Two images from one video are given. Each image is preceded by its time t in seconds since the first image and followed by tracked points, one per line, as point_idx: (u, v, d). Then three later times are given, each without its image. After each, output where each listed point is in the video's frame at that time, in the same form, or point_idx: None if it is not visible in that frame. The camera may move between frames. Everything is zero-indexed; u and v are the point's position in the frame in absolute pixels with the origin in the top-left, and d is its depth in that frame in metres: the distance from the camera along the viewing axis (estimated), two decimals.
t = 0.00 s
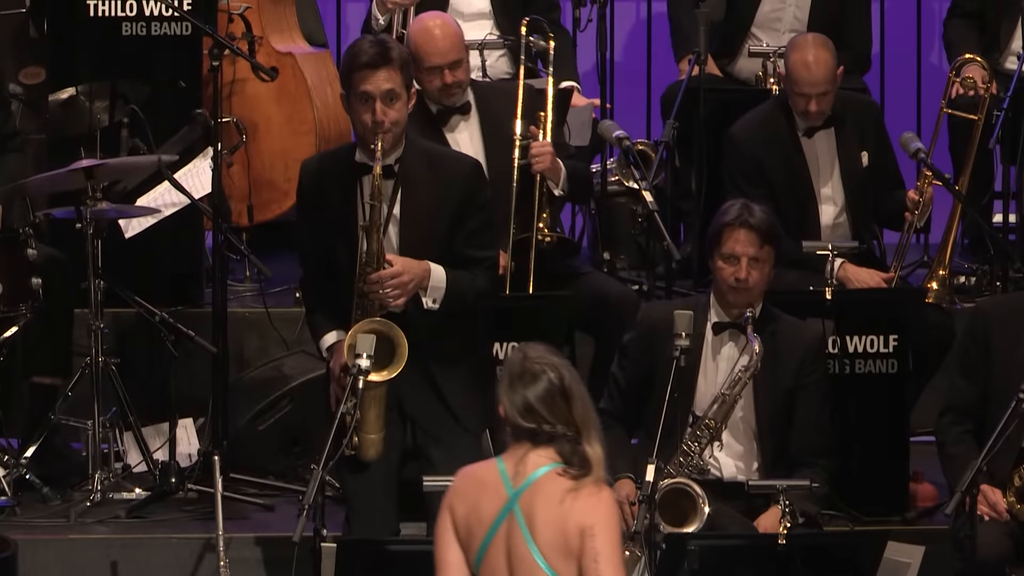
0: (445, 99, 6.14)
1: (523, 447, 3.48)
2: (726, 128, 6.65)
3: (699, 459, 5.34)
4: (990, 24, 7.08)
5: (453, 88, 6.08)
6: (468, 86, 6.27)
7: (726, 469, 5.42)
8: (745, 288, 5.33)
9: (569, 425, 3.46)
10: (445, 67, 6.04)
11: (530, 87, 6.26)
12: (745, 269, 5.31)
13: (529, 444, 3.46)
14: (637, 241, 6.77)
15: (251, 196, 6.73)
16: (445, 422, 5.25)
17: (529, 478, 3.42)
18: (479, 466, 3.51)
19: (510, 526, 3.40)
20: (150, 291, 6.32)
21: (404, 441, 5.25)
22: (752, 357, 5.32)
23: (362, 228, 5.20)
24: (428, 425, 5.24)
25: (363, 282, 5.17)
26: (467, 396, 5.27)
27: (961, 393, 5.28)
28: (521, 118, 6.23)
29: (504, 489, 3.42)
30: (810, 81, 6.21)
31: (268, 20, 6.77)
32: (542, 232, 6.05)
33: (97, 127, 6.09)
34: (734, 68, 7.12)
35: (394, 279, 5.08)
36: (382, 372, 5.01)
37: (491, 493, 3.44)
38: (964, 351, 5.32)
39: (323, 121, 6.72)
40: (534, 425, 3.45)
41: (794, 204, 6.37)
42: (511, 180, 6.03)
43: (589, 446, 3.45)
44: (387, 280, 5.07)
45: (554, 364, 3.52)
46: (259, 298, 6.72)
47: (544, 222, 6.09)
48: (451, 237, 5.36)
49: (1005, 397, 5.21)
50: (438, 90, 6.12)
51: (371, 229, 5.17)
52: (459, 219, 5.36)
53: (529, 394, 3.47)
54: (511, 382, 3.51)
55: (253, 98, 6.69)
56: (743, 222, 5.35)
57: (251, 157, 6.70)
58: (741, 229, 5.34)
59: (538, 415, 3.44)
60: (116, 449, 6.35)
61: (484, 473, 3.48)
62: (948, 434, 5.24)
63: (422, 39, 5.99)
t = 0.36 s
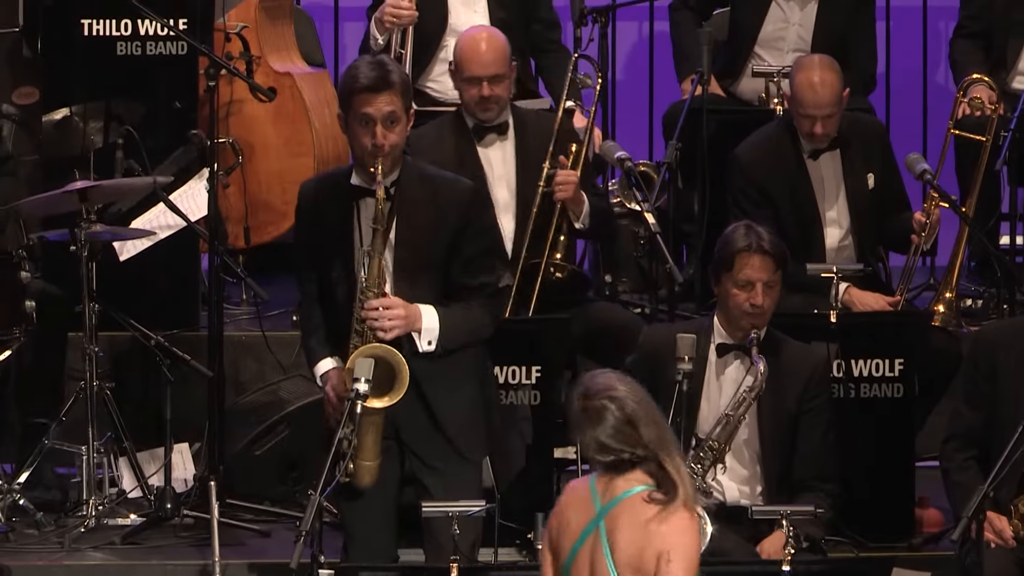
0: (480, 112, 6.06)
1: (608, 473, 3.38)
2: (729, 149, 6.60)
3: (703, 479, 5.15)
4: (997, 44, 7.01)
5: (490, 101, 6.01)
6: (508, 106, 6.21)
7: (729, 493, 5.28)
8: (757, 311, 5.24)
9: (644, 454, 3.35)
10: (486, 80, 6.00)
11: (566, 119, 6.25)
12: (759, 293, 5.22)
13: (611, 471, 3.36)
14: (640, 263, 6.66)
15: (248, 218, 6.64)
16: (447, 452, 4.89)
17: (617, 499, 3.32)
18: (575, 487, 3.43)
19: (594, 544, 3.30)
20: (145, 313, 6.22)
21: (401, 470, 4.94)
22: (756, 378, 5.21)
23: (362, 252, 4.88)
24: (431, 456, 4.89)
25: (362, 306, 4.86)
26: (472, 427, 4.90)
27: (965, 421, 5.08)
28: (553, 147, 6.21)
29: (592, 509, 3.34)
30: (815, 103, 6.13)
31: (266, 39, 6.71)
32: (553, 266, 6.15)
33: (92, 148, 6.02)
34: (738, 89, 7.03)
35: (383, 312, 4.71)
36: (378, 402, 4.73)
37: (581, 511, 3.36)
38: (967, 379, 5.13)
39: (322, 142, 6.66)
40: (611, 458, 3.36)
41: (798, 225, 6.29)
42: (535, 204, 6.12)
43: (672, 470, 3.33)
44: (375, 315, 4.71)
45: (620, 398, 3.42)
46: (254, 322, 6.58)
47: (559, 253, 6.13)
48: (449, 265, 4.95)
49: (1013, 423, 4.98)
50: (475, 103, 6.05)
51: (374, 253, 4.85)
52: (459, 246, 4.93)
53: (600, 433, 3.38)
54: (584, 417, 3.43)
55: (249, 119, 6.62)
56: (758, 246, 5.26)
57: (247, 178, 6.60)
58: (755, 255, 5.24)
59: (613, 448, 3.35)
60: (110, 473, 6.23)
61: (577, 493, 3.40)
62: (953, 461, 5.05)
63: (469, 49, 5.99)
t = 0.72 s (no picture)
0: (496, 111, 6.09)
1: (685, 470, 3.17)
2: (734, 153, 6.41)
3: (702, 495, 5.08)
4: (1008, 46, 6.86)
5: (507, 100, 6.04)
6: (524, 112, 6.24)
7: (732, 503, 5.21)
8: (764, 321, 5.09)
9: (723, 452, 3.11)
10: (506, 78, 6.04)
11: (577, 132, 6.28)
12: (766, 302, 5.07)
13: (688, 469, 3.16)
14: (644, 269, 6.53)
15: (243, 224, 6.54)
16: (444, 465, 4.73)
17: (689, 498, 3.13)
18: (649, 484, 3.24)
19: (666, 543, 3.12)
20: (138, 321, 6.09)
21: (395, 480, 4.79)
22: (762, 387, 5.03)
23: (359, 259, 4.65)
24: (426, 468, 4.71)
25: (353, 313, 4.65)
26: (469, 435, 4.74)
27: (974, 434, 4.88)
28: (564, 157, 6.22)
29: (664, 507, 3.15)
30: (824, 106, 5.99)
31: (261, 41, 6.57)
32: (556, 277, 6.07)
33: (83, 151, 5.90)
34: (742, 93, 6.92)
35: (378, 320, 4.49)
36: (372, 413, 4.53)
37: (652, 509, 3.18)
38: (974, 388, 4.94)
39: (318, 145, 6.51)
40: (693, 454, 3.15)
41: (805, 233, 6.15)
42: (543, 209, 6.06)
43: (745, 473, 3.09)
44: (370, 322, 4.48)
45: (710, 393, 3.20)
46: (250, 329, 6.45)
47: (566, 256, 6.09)
48: (447, 267, 4.74)
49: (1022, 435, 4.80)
50: (493, 101, 6.08)
51: (369, 260, 4.62)
52: (457, 248, 4.75)
53: (682, 427, 3.17)
54: (670, 410, 3.22)
55: (244, 122, 6.48)
56: (764, 254, 5.11)
57: (242, 184, 6.51)
58: (762, 263, 5.11)
59: (692, 444, 3.13)
60: (102, 485, 6.10)
61: (650, 490, 3.21)
62: (960, 473, 4.85)
63: (492, 47, 6.06)
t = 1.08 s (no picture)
0: (494, 112, 5.97)
1: (769, 467, 3.01)
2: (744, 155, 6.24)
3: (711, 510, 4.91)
4: None
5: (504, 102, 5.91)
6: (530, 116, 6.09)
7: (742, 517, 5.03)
8: (774, 329, 4.95)
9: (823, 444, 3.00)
10: (505, 80, 5.91)
11: (581, 136, 6.10)
12: (775, 310, 4.94)
13: (778, 465, 2.99)
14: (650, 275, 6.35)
15: (238, 228, 6.38)
16: (443, 474, 4.42)
17: (783, 499, 2.96)
18: (719, 488, 3.03)
19: (763, 549, 2.93)
20: (130, 328, 5.92)
21: (392, 491, 4.47)
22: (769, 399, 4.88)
23: (360, 264, 4.39)
24: (429, 475, 4.40)
25: (354, 320, 4.38)
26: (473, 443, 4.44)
27: (989, 444, 4.71)
28: (566, 163, 6.05)
29: (756, 509, 2.95)
30: (835, 106, 5.82)
31: (259, 40, 6.40)
32: (560, 286, 5.89)
33: (73, 153, 5.76)
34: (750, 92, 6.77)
35: (378, 319, 4.27)
36: (372, 422, 4.28)
37: (738, 514, 2.97)
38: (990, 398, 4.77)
39: (317, 147, 6.34)
40: (782, 448, 2.99)
41: (815, 238, 5.98)
42: (546, 215, 5.91)
43: (841, 468, 2.98)
44: (368, 318, 4.26)
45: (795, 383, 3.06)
46: (243, 336, 6.26)
47: (569, 264, 5.90)
48: (447, 273, 4.47)
49: None
50: (491, 103, 5.96)
51: (371, 265, 4.37)
52: (459, 252, 4.47)
53: (771, 420, 3.01)
54: (752, 402, 3.05)
55: (241, 123, 6.33)
56: (772, 260, 4.97)
57: (237, 187, 6.35)
58: (771, 270, 4.96)
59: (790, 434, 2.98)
60: (93, 496, 5.93)
61: (728, 494, 3.00)
62: (976, 484, 4.68)
63: (496, 49, 5.95)
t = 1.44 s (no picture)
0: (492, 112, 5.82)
1: (842, 463, 3.31)
2: (754, 156, 6.07)
3: (717, 520, 4.74)
4: None
5: (501, 101, 5.76)
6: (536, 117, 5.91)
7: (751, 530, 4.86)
8: (783, 337, 4.76)
9: (890, 437, 3.31)
10: (504, 78, 5.76)
11: (587, 136, 5.92)
12: (782, 316, 4.76)
13: (850, 460, 3.30)
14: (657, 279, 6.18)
15: (233, 230, 6.22)
16: (445, 486, 4.25)
17: (856, 497, 3.28)
18: (793, 487, 3.36)
19: (835, 546, 3.25)
20: (122, 334, 5.76)
21: (391, 502, 4.31)
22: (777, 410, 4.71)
23: (361, 271, 4.21)
24: (427, 485, 4.23)
25: (352, 329, 4.22)
26: (474, 453, 4.26)
27: (1007, 451, 4.55)
28: (571, 165, 5.88)
29: (828, 509, 3.28)
30: (846, 107, 5.65)
31: (258, 38, 6.20)
32: (563, 290, 5.73)
33: (64, 154, 5.56)
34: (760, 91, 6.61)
35: (375, 326, 4.09)
36: (370, 435, 4.09)
37: (813, 513, 3.29)
38: (1006, 404, 4.62)
39: (317, 148, 6.16)
40: (851, 443, 3.29)
41: (826, 241, 5.82)
42: (549, 218, 5.72)
43: (906, 460, 3.29)
44: (365, 325, 4.08)
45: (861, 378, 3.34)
46: (239, 342, 6.10)
47: (572, 270, 5.75)
48: (448, 281, 4.31)
49: None
50: (491, 101, 5.82)
51: (371, 272, 4.19)
52: (461, 258, 4.31)
53: (834, 418, 3.30)
54: (821, 401, 3.33)
55: (237, 123, 6.17)
56: (780, 266, 4.80)
57: (233, 188, 6.19)
58: (778, 274, 4.80)
59: (862, 428, 3.29)
60: (84, 506, 5.76)
61: (802, 493, 3.33)
62: (994, 493, 4.53)
63: (499, 47, 5.80)
